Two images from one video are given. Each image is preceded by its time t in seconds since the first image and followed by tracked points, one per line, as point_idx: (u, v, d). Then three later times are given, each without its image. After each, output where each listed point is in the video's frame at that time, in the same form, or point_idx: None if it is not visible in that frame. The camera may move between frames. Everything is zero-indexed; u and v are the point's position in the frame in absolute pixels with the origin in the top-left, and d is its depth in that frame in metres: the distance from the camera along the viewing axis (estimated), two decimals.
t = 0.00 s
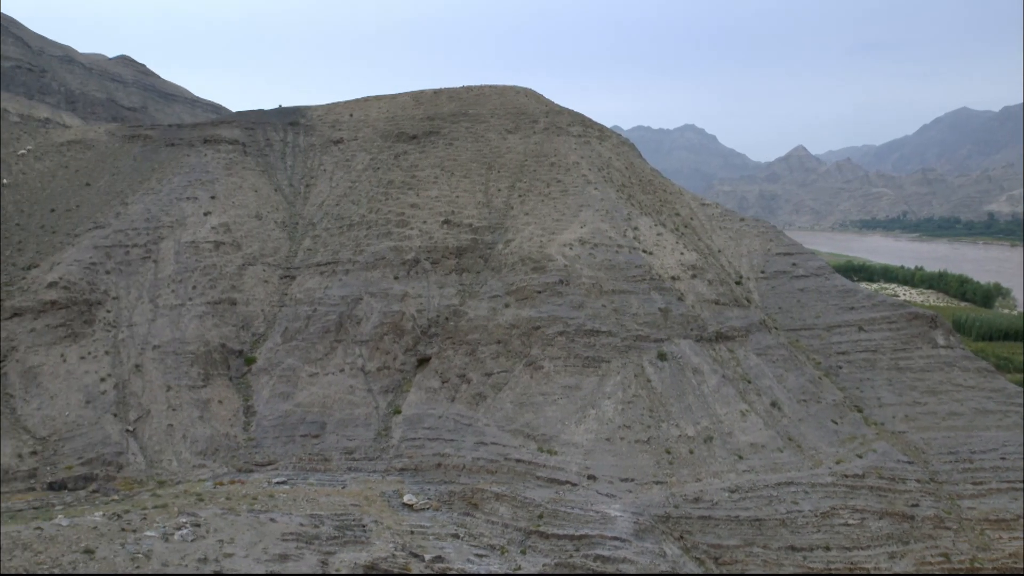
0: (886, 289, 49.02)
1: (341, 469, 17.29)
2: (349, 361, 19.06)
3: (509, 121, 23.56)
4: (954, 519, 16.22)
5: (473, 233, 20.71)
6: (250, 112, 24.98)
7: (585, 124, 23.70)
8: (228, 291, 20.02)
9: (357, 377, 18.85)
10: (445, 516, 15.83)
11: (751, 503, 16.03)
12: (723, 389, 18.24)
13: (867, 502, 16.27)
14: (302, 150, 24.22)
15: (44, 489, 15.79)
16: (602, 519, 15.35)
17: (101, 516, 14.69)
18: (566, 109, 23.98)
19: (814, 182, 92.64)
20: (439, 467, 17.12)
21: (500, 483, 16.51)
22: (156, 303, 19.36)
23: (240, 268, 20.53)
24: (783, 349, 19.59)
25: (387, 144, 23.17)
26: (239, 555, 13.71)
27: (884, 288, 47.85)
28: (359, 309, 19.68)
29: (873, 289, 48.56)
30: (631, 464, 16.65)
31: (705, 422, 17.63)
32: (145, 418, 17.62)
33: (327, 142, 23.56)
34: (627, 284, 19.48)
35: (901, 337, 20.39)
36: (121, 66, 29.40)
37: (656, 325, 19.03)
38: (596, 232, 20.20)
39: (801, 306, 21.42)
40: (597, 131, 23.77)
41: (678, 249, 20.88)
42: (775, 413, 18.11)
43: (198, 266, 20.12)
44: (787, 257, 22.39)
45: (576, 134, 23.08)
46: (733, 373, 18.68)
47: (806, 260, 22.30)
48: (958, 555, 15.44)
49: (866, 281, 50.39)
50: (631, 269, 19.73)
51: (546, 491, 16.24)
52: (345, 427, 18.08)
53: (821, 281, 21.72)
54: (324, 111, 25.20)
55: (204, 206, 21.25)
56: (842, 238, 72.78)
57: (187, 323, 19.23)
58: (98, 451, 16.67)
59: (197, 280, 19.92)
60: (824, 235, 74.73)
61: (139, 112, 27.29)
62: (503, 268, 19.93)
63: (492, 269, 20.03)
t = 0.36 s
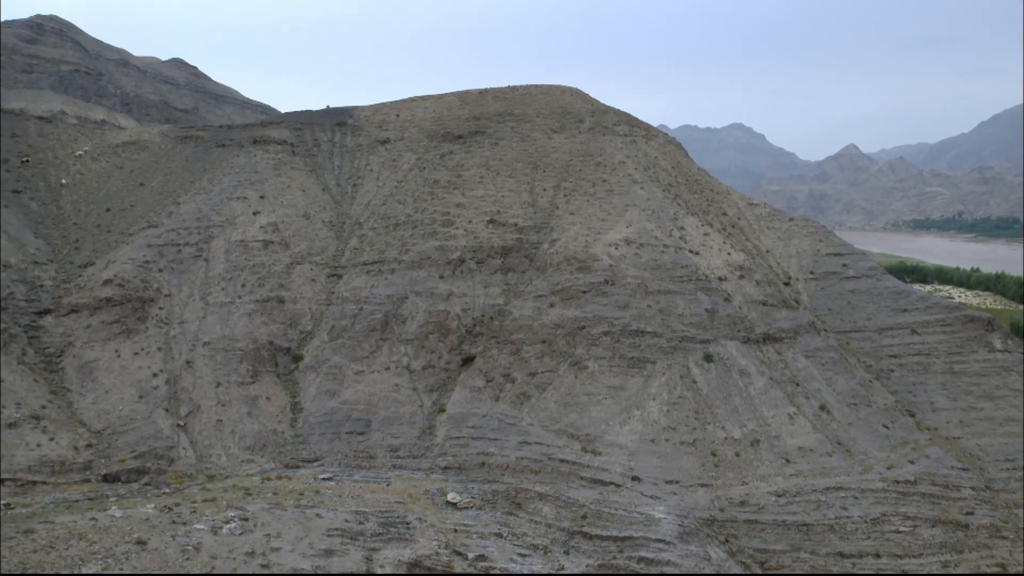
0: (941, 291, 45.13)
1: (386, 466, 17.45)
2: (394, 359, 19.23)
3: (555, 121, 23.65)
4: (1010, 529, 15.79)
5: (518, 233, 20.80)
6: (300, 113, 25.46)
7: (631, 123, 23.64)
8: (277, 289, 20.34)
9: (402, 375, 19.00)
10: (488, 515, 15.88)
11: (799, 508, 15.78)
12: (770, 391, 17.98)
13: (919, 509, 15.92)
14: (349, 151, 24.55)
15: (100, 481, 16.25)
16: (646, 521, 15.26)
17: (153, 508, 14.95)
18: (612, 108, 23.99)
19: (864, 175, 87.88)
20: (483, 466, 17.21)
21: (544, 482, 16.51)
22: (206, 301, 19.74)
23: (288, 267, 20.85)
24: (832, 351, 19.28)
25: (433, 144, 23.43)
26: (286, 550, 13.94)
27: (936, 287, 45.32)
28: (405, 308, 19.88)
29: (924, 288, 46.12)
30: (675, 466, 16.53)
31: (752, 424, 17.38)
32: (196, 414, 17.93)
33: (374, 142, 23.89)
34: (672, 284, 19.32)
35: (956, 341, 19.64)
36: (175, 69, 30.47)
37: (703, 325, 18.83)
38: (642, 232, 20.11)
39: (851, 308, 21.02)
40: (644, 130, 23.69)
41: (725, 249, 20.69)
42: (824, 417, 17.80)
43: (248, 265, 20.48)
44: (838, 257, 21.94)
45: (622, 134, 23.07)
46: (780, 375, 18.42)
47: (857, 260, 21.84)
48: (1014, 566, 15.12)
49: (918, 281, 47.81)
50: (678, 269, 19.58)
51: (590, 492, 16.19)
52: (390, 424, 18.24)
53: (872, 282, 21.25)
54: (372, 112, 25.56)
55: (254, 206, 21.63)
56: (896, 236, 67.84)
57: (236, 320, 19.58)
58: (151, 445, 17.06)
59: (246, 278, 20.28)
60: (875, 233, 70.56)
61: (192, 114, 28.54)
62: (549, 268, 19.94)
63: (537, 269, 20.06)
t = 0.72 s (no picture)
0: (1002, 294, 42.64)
1: (431, 464, 17.56)
2: (440, 358, 19.34)
3: (602, 120, 23.79)
4: None
5: (565, 233, 20.83)
6: (349, 114, 25.88)
7: (679, 123, 23.51)
8: (325, 287, 20.60)
9: (448, 374, 19.10)
10: (533, 515, 15.86)
11: (849, 513, 15.47)
12: (820, 395, 17.67)
13: (975, 518, 15.52)
14: (397, 151, 24.84)
15: (153, 474, 16.65)
16: (692, 524, 15.12)
17: (204, 501, 15.21)
18: (660, 107, 24.01)
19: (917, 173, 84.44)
20: (528, 466, 17.18)
21: (589, 483, 16.44)
22: (256, 299, 20.07)
23: (336, 266, 21.12)
24: (885, 354, 18.83)
25: (480, 144, 23.72)
26: (333, 545, 14.11)
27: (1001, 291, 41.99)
28: (451, 308, 20.00)
29: (984, 291, 42.94)
30: (722, 469, 16.34)
31: (801, 427, 17.09)
32: (246, 410, 18.26)
33: (421, 142, 24.16)
34: (720, 285, 19.14)
35: (1015, 344, 18.93)
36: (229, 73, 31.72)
37: (751, 327, 18.58)
38: (690, 232, 20.01)
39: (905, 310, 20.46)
40: (692, 129, 23.57)
41: (775, 249, 20.40)
42: (875, 421, 17.42)
43: (297, 263, 20.79)
44: (891, 258, 21.41)
45: (670, 133, 23.00)
46: (831, 379, 18.08)
47: (912, 261, 21.28)
48: None
49: (979, 284, 44.42)
50: (726, 270, 19.40)
51: (636, 493, 16.07)
52: (435, 423, 18.34)
53: (927, 284, 20.67)
54: (419, 112, 25.85)
55: (303, 206, 21.94)
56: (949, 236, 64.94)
57: (285, 318, 19.87)
58: (202, 440, 17.41)
59: (295, 277, 20.58)
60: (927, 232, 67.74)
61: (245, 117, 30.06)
62: (596, 268, 19.96)
63: (583, 269, 20.07)
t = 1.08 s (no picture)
0: None
1: (476, 463, 17.63)
2: (486, 357, 19.40)
3: (649, 119, 23.76)
4: None
5: (612, 233, 20.79)
6: (398, 114, 26.26)
7: (728, 121, 23.33)
8: (373, 286, 20.81)
9: (494, 373, 19.16)
10: (578, 516, 15.80)
11: (902, 521, 15.16)
12: (872, 398, 17.28)
13: None
14: (444, 151, 25.08)
15: (204, 468, 16.98)
16: (739, 528, 14.99)
17: (253, 496, 15.36)
18: (708, 106, 23.90)
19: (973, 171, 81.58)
20: (573, 466, 17.10)
21: (634, 484, 16.33)
22: (305, 297, 20.37)
23: (384, 265, 21.33)
24: (941, 358, 18.31)
25: (527, 143, 23.92)
26: (378, 541, 14.24)
27: None
28: (497, 307, 20.07)
29: None
30: (771, 473, 16.10)
31: (852, 431, 16.74)
32: (294, 406, 18.53)
33: (469, 143, 24.36)
34: (769, 286, 18.93)
35: None
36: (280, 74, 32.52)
37: (801, 328, 18.29)
38: (739, 232, 19.88)
39: (963, 313, 19.85)
40: (741, 127, 23.34)
41: (826, 250, 20.04)
42: (930, 426, 16.97)
43: (345, 262, 21.04)
44: (948, 259, 20.82)
45: (719, 131, 22.87)
46: (884, 383, 17.68)
47: (970, 262, 20.65)
48: None
49: None
50: (775, 270, 19.19)
51: (682, 495, 15.91)
52: (481, 422, 18.38)
53: (987, 286, 19.99)
54: (467, 112, 26.10)
55: (352, 205, 22.20)
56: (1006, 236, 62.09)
57: (333, 316, 20.12)
58: (251, 435, 17.71)
59: (343, 276, 20.84)
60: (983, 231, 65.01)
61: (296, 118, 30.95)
62: (643, 268, 19.84)
63: (630, 269, 19.99)
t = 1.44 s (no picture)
0: None
1: (522, 462, 17.64)
2: (533, 357, 19.40)
3: (698, 118, 23.57)
4: None
5: (660, 233, 20.60)
6: (446, 114, 26.48)
7: (779, 120, 23.04)
8: (420, 285, 20.95)
9: (540, 373, 19.15)
10: (623, 517, 15.66)
11: (957, 529, 14.72)
12: (927, 403, 16.83)
13: None
14: (491, 151, 25.18)
15: (254, 463, 17.28)
16: (787, 532, 14.75)
17: (301, 491, 15.44)
18: (759, 105, 23.63)
19: None
20: (619, 467, 16.99)
21: (680, 486, 16.18)
22: (353, 296, 20.60)
23: (431, 264, 21.46)
24: (1001, 362, 17.70)
25: (574, 143, 23.90)
26: (423, 539, 14.31)
27: None
28: (544, 307, 20.05)
29: None
30: (821, 477, 15.81)
31: (906, 437, 16.33)
32: (342, 403, 18.73)
33: (516, 142, 24.41)
34: (820, 287, 18.61)
35: None
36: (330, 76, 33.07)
37: (853, 331, 17.93)
38: (789, 233, 19.57)
39: None
40: (792, 126, 23.01)
41: (880, 250, 19.58)
42: (989, 433, 16.47)
43: (392, 262, 21.22)
44: (1009, 260, 20.11)
45: (769, 130, 22.62)
46: (940, 387, 17.20)
47: None
48: None
49: None
50: (827, 271, 18.85)
51: (729, 499, 15.72)
52: (527, 422, 18.39)
53: None
54: (514, 112, 26.19)
55: (399, 204, 22.37)
56: None
57: (381, 315, 20.31)
58: (300, 431, 17.98)
59: (391, 275, 21.02)
60: None
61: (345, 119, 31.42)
62: (691, 268, 19.63)
63: (678, 269, 19.81)
